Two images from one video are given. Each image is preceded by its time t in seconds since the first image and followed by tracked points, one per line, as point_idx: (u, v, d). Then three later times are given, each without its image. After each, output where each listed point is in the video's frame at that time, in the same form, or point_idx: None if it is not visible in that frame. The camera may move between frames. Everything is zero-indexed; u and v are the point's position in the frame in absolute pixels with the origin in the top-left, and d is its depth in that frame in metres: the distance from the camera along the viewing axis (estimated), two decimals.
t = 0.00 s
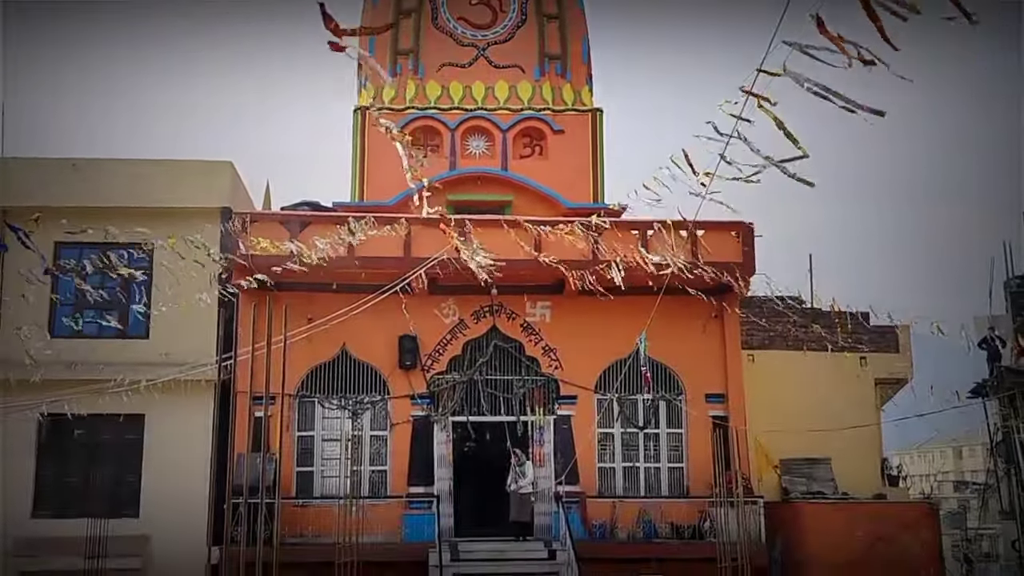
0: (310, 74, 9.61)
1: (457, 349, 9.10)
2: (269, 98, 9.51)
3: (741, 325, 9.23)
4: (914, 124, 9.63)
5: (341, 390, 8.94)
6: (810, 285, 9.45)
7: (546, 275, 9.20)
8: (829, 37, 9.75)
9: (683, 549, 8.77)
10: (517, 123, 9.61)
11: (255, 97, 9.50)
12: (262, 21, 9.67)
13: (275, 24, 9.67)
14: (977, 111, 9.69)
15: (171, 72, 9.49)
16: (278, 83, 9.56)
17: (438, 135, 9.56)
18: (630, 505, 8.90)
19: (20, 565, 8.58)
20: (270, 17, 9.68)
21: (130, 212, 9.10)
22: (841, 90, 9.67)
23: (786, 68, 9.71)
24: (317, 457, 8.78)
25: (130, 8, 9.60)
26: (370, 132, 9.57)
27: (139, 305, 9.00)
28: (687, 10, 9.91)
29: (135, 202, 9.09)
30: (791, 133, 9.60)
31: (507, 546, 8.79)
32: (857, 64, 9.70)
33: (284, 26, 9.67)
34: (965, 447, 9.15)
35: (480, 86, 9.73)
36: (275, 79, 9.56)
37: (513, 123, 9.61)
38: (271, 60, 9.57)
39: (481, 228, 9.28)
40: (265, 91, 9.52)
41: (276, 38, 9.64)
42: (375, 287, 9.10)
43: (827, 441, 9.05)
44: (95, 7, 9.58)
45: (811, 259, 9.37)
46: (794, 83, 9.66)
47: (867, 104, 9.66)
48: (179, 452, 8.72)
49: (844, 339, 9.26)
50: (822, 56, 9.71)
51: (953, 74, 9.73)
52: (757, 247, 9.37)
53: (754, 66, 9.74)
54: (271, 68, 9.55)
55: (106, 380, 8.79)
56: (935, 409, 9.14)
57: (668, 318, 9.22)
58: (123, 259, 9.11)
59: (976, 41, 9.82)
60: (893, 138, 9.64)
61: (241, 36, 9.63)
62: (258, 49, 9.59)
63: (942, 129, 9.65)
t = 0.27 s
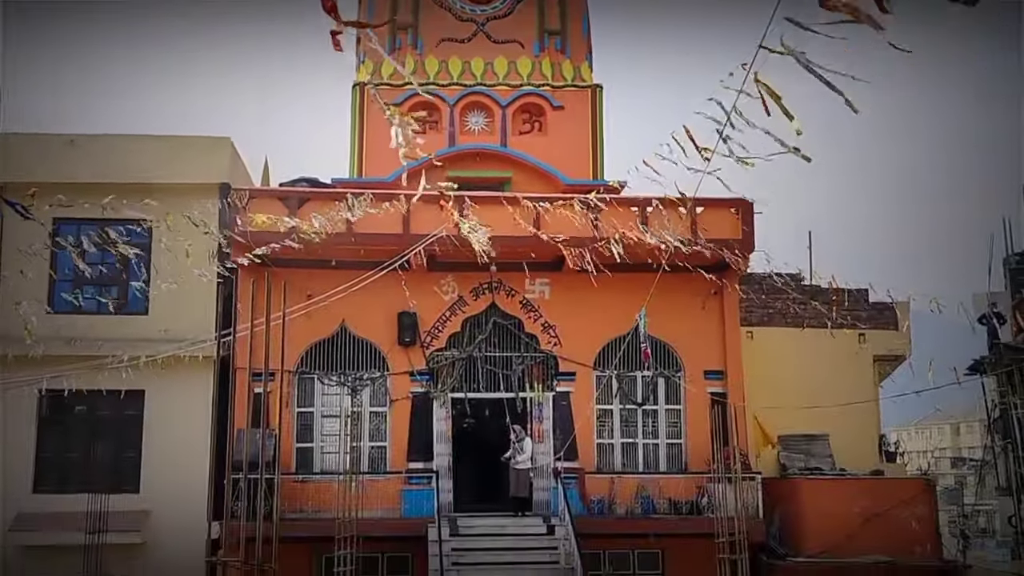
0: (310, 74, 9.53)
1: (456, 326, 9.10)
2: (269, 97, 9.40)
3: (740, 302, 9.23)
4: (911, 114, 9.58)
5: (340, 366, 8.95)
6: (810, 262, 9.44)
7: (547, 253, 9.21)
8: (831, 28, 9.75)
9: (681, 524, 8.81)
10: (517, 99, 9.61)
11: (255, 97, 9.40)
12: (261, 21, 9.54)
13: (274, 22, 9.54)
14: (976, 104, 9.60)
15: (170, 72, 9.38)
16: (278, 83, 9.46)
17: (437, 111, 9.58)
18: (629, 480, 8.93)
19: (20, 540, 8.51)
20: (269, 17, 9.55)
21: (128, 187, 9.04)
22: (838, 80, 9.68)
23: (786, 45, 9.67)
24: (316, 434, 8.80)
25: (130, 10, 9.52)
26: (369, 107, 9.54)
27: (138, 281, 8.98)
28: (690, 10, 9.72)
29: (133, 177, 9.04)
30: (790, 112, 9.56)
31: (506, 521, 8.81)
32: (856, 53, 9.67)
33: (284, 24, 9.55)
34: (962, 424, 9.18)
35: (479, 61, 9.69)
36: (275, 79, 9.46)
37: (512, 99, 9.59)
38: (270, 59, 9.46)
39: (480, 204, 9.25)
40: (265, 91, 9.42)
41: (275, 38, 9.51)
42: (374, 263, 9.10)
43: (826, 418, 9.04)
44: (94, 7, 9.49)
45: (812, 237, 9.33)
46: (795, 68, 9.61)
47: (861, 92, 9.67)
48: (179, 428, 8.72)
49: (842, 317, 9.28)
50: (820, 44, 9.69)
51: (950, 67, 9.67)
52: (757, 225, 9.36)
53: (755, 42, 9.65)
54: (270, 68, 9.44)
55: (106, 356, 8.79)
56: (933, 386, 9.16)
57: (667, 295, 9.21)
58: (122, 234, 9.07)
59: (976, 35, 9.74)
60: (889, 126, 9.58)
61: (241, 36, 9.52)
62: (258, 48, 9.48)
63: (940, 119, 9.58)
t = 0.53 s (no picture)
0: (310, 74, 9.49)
1: (454, 302, 9.09)
2: (268, 97, 9.37)
3: (739, 279, 9.19)
4: (911, 106, 9.56)
5: (339, 342, 8.92)
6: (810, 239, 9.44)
7: (546, 229, 9.22)
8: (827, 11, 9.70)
9: (678, 499, 8.90)
10: (515, 75, 9.52)
11: (254, 97, 9.36)
12: (261, 22, 9.56)
13: (274, 25, 9.56)
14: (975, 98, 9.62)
15: (169, 72, 9.33)
16: (276, 83, 9.45)
17: (436, 87, 9.47)
18: (628, 455, 8.98)
19: (21, 515, 8.59)
20: (268, 18, 9.58)
21: (126, 164, 9.03)
22: (837, 68, 9.63)
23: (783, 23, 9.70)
24: (316, 410, 8.81)
25: (127, 12, 9.48)
26: (369, 83, 9.46)
27: (136, 257, 8.95)
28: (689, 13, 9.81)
29: (131, 154, 9.04)
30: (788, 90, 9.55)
31: (504, 496, 8.79)
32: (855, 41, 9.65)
33: (283, 27, 9.58)
34: (960, 400, 9.21)
35: (478, 37, 9.62)
36: (274, 79, 9.45)
37: (511, 74, 9.51)
38: (269, 60, 9.46)
39: (479, 180, 9.25)
40: (263, 91, 9.39)
41: (274, 38, 9.54)
42: (374, 239, 9.10)
43: (824, 394, 9.07)
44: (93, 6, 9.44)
45: (809, 213, 9.36)
46: (790, 53, 9.62)
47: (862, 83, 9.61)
48: (179, 404, 8.76)
49: (842, 293, 9.24)
50: (818, 32, 9.66)
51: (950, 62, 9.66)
52: (756, 201, 9.35)
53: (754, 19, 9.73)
54: (269, 68, 9.44)
55: (105, 332, 8.79)
56: (932, 361, 9.16)
57: (666, 271, 9.19)
58: (120, 211, 9.06)
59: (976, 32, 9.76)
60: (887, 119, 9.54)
61: (241, 37, 9.54)
62: (258, 48, 9.49)
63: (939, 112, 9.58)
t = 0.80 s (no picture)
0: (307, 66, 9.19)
1: (453, 283, 9.12)
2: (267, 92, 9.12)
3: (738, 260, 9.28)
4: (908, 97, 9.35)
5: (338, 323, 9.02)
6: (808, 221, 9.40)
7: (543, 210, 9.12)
8: None
9: (679, 480, 8.80)
10: (514, 55, 9.72)
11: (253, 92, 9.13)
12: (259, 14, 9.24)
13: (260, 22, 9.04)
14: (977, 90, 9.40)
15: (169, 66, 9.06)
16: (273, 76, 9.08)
17: (435, 67, 9.71)
18: (624, 437, 9.01)
19: (19, 495, 8.46)
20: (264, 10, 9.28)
21: (124, 143, 9.03)
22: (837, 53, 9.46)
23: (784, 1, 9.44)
24: (315, 390, 8.95)
25: (116, 21, 9.13)
26: (368, 62, 9.53)
27: (135, 236, 8.95)
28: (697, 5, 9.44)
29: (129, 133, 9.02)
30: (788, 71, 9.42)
31: (503, 477, 8.92)
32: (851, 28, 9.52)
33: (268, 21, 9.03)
34: (957, 381, 9.23)
35: (476, 16, 9.78)
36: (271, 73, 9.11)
37: (509, 54, 9.72)
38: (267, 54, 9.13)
39: (473, 159, 9.13)
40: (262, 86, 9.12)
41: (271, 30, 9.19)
42: (373, 221, 9.13)
43: (819, 374, 9.25)
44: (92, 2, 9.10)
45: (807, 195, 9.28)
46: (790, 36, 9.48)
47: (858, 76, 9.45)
48: (178, 384, 8.73)
49: (838, 274, 9.48)
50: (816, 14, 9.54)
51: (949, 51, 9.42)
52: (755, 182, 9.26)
53: None
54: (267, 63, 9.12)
55: (104, 311, 8.79)
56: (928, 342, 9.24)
57: (663, 253, 9.27)
58: (118, 191, 9.01)
59: (975, 27, 9.37)
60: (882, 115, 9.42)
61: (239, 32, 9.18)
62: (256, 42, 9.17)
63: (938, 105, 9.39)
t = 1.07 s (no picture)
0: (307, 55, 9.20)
1: (451, 264, 9.10)
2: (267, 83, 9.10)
3: (736, 240, 9.30)
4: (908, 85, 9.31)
5: (334, 304, 9.01)
6: (805, 201, 9.38)
7: (542, 191, 9.16)
8: None
9: (675, 460, 8.88)
10: (512, 35, 9.56)
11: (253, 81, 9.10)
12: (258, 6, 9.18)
13: (259, 24, 9.13)
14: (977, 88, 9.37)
15: (166, 54, 9.00)
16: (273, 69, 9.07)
17: (432, 46, 9.51)
18: (622, 418, 9.04)
19: (18, 474, 8.49)
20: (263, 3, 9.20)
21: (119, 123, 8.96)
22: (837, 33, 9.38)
23: None
24: (313, 370, 8.94)
25: (113, 21, 9.03)
26: (365, 41, 9.38)
27: (132, 217, 8.91)
28: None
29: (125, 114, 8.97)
30: (785, 52, 9.39)
31: (501, 457, 9.01)
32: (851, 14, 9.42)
33: (267, 23, 9.13)
34: (954, 362, 9.17)
35: None
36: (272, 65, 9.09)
37: (507, 34, 9.55)
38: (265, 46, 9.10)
39: (472, 139, 9.20)
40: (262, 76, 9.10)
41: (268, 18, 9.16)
42: (370, 201, 9.11)
43: (818, 355, 9.11)
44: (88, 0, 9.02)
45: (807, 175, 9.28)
46: (789, 14, 9.40)
47: (855, 76, 9.38)
48: (176, 364, 8.76)
49: (838, 253, 9.28)
50: None
51: (950, 50, 9.39)
52: (752, 162, 9.31)
53: None
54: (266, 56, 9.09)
55: (101, 292, 8.76)
56: (926, 323, 9.15)
57: (661, 233, 9.26)
58: (115, 171, 8.97)
59: (975, 26, 9.44)
60: (884, 113, 9.36)
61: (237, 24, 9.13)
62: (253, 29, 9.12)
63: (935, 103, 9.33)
